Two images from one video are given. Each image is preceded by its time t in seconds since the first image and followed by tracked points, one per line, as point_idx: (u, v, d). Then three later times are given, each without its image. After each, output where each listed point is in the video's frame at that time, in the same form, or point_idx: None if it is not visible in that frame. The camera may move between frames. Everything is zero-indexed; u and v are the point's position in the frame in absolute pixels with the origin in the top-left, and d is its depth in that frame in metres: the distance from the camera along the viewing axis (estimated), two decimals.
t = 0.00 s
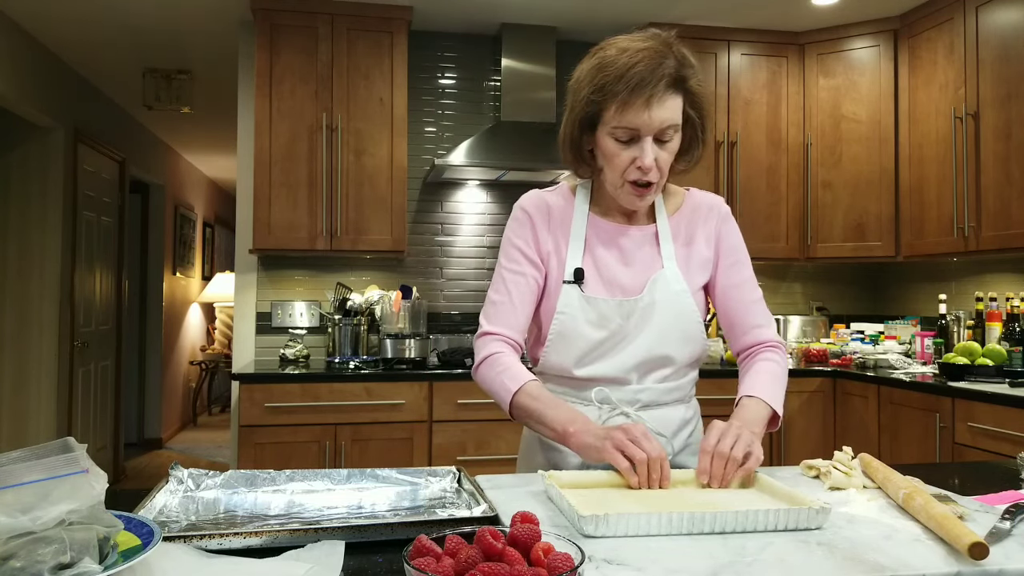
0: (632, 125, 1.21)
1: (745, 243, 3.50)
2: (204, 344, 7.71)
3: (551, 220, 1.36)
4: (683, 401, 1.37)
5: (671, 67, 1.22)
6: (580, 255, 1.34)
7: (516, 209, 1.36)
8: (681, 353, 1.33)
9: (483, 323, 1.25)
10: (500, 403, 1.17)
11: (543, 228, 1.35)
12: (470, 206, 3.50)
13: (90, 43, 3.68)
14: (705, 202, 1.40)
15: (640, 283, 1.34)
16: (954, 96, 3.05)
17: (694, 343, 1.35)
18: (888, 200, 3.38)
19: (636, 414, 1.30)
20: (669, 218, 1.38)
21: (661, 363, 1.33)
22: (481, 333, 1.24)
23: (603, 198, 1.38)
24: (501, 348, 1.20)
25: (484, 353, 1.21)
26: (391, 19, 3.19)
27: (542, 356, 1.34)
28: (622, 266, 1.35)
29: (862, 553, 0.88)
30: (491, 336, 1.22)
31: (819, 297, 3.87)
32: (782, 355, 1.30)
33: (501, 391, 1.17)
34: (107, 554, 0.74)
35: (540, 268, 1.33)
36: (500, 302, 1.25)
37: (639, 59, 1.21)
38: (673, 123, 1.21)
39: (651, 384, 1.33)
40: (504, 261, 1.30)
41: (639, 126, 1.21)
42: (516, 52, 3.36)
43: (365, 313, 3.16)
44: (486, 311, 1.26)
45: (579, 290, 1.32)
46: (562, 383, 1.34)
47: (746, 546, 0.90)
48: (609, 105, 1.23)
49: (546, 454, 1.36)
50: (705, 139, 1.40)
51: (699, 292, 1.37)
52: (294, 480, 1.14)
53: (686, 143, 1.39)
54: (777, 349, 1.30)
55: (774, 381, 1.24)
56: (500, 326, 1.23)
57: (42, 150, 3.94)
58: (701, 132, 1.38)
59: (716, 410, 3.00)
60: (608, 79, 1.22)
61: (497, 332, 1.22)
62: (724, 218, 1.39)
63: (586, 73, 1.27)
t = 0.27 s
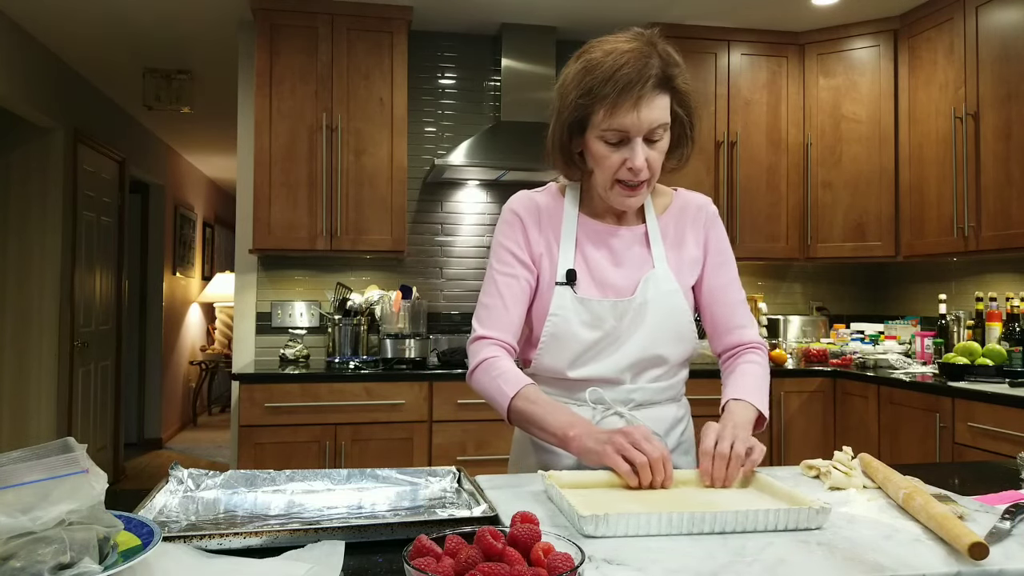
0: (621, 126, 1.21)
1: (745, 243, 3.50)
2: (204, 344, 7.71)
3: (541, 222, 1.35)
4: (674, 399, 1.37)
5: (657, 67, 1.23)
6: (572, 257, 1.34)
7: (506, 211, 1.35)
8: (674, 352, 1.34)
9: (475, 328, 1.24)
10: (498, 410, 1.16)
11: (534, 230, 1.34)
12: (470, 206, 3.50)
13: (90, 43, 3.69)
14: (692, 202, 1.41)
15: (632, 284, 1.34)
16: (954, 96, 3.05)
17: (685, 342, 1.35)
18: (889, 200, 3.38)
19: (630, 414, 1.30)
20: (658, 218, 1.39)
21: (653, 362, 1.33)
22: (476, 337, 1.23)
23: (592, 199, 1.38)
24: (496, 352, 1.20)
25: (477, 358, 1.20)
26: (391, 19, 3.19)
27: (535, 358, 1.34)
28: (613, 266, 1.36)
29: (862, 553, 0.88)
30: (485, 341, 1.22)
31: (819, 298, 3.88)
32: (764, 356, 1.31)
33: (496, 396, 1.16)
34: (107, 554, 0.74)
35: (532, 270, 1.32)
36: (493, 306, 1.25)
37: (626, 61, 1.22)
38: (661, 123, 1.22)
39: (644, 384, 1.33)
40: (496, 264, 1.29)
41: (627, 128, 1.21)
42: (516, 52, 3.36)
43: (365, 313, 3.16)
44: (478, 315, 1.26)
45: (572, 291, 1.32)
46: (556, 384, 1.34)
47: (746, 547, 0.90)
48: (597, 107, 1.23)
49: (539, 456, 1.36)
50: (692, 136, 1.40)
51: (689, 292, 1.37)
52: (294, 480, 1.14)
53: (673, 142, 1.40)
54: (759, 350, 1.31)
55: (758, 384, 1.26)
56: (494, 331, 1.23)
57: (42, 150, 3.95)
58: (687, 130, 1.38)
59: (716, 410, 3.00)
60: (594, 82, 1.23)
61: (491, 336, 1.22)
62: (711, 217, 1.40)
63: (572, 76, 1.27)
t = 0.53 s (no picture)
0: (616, 127, 1.21)
1: (745, 242, 3.50)
2: (204, 344, 7.71)
3: (535, 223, 1.35)
4: (669, 399, 1.37)
5: (650, 67, 1.23)
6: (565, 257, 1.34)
7: (499, 212, 1.35)
8: (667, 352, 1.34)
9: (468, 328, 1.24)
10: (493, 410, 1.15)
11: (527, 231, 1.34)
12: (470, 206, 3.50)
13: (90, 43, 3.69)
14: (684, 200, 1.41)
15: (626, 283, 1.34)
16: (954, 96, 3.05)
17: (679, 342, 1.35)
18: (888, 200, 3.38)
19: (624, 413, 1.31)
20: (649, 217, 1.38)
21: (647, 362, 1.33)
22: (467, 338, 1.23)
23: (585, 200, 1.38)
24: (490, 352, 1.19)
25: (472, 359, 1.19)
26: (391, 19, 3.19)
27: (529, 360, 1.33)
28: (606, 265, 1.36)
29: (862, 553, 0.88)
30: (479, 341, 1.21)
31: (820, 298, 3.88)
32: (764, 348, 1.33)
33: (492, 397, 1.16)
34: (107, 554, 0.74)
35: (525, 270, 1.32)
36: (486, 306, 1.24)
37: (619, 61, 1.22)
38: (655, 123, 1.22)
39: (639, 383, 1.33)
40: (489, 265, 1.29)
41: (622, 128, 1.21)
42: (516, 52, 3.36)
43: (365, 313, 3.16)
44: (471, 315, 1.25)
45: (566, 292, 1.32)
46: (551, 385, 1.34)
47: (746, 546, 0.90)
48: (591, 109, 1.23)
49: (533, 456, 1.36)
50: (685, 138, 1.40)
51: (682, 291, 1.38)
52: (294, 480, 1.14)
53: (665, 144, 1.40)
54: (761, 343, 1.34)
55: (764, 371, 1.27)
56: (488, 331, 1.22)
57: (42, 150, 3.95)
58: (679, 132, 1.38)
59: (716, 410, 3.00)
60: (588, 83, 1.23)
61: (485, 336, 1.21)
62: (703, 215, 1.41)
63: (565, 78, 1.27)
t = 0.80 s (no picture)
0: (610, 128, 1.21)
1: (745, 242, 3.50)
2: (205, 344, 7.71)
3: (531, 222, 1.35)
4: (664, 399, 1.37)
5: (648, 69, 1.23)
6: (562, 256, 1.33)
7: (497, 210, 1.35)
8: (665, 351, 1.34)
9: (457, 324, 1.24)
10: (472, 404, 1.16)
11: (523, 230, 1.34)
12: (470, 206, 3.50)
13: (90, 43, 3.69)
14: (681, 200, 1.41)
15: (623, 282, 1.34)
16: (954, 96, 3.05)
17: (676, 341, 1.36)
18: (888, 200, 3.38)
19: (621, 412, 1.31)
20: (648, 217, 1.38)
21: (644, 362, 1.33)
22: (452, 334, 1.23)
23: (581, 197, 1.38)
24: (475, 349, 1.20)
25: (455, 354, 1.21)
26: (391, 19, 3.19)
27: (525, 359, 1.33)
28: (603, 264, 1.36)
29: (863, 553, 0.88)
30: (465, 337, 1.22)
31: (819, 298, 3.88)
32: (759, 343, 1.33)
33: (470, 390, 1.16)
34: (107, 554, 0.74)
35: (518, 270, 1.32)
36: (475, 304, 1.25)
37: (617, 62, 1.21)
38: (651, 125, 1.22)
39: (635, 382, 1.33)
40: (482, 263, 1.29)
41: (616, 129, 1.21)
42: (516, 52, 3.36)
43: (365, 313, 3.16)
44: (460, 312, 1.26)
45: (563, 290, 1.31)
46: (547, 384, 1.34)
47: (746, 547, 0.90)
48: (587, 108, 1.23)
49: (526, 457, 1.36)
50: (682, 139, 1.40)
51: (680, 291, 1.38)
52: (294, 479, 1.14)
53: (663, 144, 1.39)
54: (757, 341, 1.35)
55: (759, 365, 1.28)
56: (475, 328, 1.23)
57: (42, 150, 3.95)
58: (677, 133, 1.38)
59: (715, 410, 3.00)
60: (585, 83, 1.23)
61: (471, 333, 1.22)
62: (700, 215, 1.41)
63: (563, 77, 1.27)
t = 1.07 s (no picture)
0: (602, 122, 1.21)
1: (745, 243, 3.50)
2: (204, 344, 7.71)
3: (527, 222, 1.36)
4: (661, 399, 1.37)
5: (639, 65, 1.23)
6: (556, 255, 1.34)
7: (493, 211, 1.36)
8: (659, 351, 1.34)
9: (457, 323, 1.25)
10: (472, 403, 1.17)
11: (519, 230, 1.35)
12: (470, 206, 3.50)
13: (90, 43, 3.69)
14: (679, 203, 1.41)
15: (617, 282, 1.34)
16: (954, 96, 3.05)
17: (671, 341, 1.35)
18: (888, 200, 3.38)
19: (615, 412, 1.31)
20: (643, 219, 1.38)
21: (638, 362, 1.33)
22: (453, 333, 1.24)
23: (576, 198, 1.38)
24: (474, 348, 1.21)
25: (454, 354, 1.22)
26: (391, 19, 3.19)
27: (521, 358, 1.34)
28: (597, 264, 1.36)
29: (862, 553, 0.88)
30: (464, 336, 1.23)
31: (819, 298, 3.88)
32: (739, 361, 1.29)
33: (470, 389, 1.18)
34: (107, 554, 0.74)
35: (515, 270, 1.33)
36: (474, 304, 1.26)
37: (608, 58, 1.22)
38: (643, 121, 1.21)
39: (630, 382, 1.33)
40: (479, 263, 1.30)
41: (608, 124, 1.21)
42: (516, 52, 3.36)
43: (365, 313, 3.16)
44: (460, 312, 1.27)
45: (556, 290, 1.32)
46: (542, 383, 1.35)
47: (746, 546, 0.90)
48: (579, 104, 1.23)
49: (523, 458, 1.36)
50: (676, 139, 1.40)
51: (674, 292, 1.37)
52: (294, 479, 1.14)
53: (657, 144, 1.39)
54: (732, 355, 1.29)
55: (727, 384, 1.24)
56: (473, 327, 1.24)
57: (42, 150, 3.95)
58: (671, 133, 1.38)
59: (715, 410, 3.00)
60: (576, 79, 1.23)
61: (470, 332, 1.23)
62: (696, 218, 1.40)
63: (554, 74, 1.28)
